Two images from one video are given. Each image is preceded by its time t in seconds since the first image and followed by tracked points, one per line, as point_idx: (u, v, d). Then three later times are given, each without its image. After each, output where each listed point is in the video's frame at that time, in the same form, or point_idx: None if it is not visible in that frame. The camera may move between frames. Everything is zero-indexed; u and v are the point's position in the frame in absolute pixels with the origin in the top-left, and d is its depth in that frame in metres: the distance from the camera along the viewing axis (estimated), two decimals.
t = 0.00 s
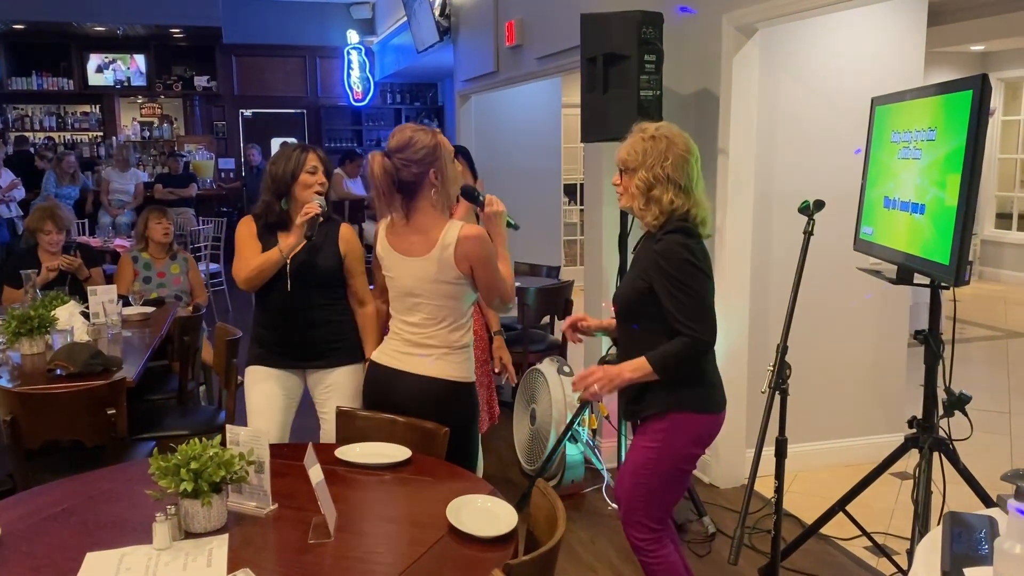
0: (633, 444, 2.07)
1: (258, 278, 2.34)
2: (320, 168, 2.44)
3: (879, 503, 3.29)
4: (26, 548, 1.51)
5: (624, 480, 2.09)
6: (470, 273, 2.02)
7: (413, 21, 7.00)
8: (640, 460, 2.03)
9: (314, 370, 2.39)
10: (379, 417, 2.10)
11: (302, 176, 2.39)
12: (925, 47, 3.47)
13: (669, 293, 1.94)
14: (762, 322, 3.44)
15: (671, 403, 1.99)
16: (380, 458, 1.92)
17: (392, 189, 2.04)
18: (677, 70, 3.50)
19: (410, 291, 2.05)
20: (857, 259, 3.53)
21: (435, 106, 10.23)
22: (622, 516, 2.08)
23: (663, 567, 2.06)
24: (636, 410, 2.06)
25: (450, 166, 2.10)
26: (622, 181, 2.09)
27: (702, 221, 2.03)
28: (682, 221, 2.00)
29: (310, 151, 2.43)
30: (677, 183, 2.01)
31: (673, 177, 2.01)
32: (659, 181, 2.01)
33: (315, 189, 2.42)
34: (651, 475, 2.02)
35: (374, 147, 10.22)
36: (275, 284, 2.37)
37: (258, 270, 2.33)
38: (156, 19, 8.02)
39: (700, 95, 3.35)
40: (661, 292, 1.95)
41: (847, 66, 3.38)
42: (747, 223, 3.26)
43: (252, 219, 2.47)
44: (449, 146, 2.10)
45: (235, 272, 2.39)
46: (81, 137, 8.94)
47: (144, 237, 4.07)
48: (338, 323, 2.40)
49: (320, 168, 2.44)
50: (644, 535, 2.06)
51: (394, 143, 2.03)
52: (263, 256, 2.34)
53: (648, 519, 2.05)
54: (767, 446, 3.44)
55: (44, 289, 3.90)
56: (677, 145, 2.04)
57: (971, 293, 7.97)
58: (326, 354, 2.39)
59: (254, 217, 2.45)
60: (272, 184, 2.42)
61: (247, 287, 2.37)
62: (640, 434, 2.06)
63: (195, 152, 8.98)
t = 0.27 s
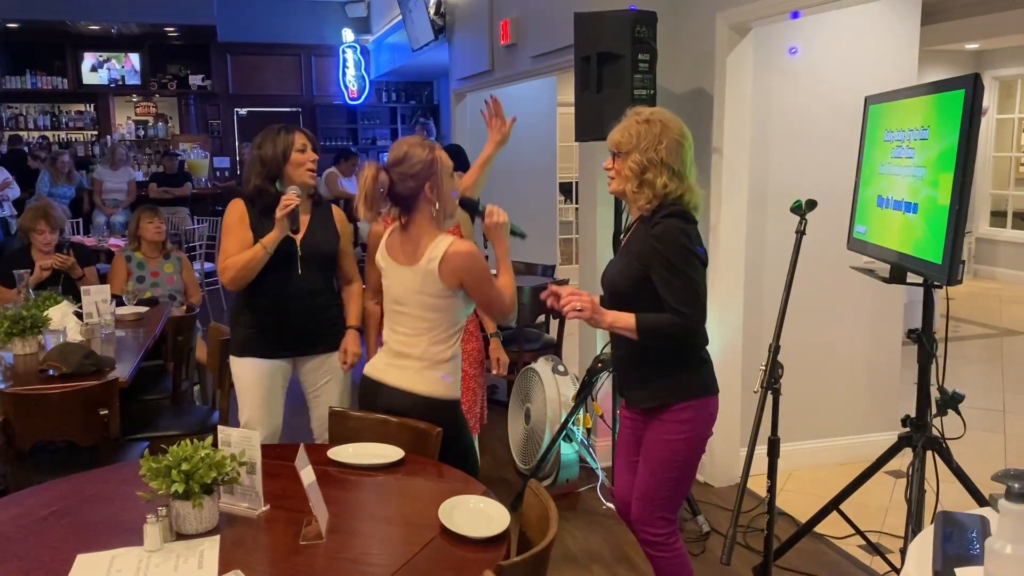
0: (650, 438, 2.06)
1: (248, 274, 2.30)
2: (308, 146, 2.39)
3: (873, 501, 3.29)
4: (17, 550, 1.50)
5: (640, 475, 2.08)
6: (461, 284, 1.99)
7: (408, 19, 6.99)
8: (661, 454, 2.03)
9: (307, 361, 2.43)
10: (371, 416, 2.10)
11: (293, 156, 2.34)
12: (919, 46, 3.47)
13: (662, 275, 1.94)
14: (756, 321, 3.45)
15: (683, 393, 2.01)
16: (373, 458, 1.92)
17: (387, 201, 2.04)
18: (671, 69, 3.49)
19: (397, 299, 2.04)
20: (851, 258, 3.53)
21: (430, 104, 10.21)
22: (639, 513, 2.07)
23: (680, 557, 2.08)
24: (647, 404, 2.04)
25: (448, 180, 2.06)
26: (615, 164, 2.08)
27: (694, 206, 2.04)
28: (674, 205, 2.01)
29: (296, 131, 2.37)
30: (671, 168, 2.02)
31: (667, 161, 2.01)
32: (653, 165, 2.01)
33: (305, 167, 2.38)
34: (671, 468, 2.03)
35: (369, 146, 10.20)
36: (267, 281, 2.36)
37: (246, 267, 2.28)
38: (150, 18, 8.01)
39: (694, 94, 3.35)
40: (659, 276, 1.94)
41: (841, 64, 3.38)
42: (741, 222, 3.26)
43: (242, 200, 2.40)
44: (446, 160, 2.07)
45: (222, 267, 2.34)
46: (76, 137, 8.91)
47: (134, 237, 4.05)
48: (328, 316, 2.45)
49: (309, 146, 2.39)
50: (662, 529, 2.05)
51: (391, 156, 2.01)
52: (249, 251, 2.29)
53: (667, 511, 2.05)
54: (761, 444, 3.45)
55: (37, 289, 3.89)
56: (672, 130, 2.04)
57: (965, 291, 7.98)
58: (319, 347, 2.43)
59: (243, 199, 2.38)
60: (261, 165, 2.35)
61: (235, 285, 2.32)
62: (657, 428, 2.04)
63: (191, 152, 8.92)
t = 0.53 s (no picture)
0: (636, 437, 2.05)
1: (241, 283, 2.27)
2: (289, 157, 2.40)
3: (869, 499, 3.29)
4: (11, 549, 1.49)
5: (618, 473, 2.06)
6: (452, 308, 2.00)
7: (405, 17, 6.98)
8: (644, 452, 2.02)
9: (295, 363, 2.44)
10: (366, 414, 2.09)
11: (274, 166, 2.35)
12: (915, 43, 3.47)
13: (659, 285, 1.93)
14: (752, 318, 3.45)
15: (672, 400, 2.01)
16: (368, 456, 1.91)
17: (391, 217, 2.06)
18: (668, 66, 3.49)
19: (392, 315, 2.06)
20: (847, 255, 3.53)
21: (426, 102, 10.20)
22: (608, 510, 2.03)
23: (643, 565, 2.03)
24: (637, 409, 2.05)
25: (445, 200, 2.09)
26: (604, 174, 2.09)
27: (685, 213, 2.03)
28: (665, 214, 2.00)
29: (277, 140, 2.37)
30: (660, 175, 2.01)
31: (655, 169, 2.01)
32: (641, 173, 2.01)
33: (285, 179, 2.39)
34: (653, 468, 2.02)
35: (366, 144, 10.17)
36: (263, 280, 2.36)
37: (239, 277, 2.26)
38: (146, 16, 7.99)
39: (690, 91, 3.35)
40: (654, 285, 1.94)
41: (837, 62, 3.38)
42: (738, 219, 3.26)
43: (222, 209, 2.36)
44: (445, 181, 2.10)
45: (214, 281, 2.30)
46: (71, 135, 8.89)
47: (123, 237, 4.05)
48: (312, 320, 2.47)
49: (288, 157, 2.40)
50: (629, 530, 2.02)
51: (397, 172, 2.02)
52: (240, 258, 2.28)
53: (638, 513, 2.02)
54: (757, 442, 3.45)
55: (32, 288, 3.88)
56: (659, 138, 2.03)
57: (961, 288, 8.00)
58: (305, 348, 2.45)
59: (223, 210, 2.35)
60: (241, 175, 2.34)
61: (230, 298, 2.30)
62: (645, 427, 2.04)
63: (187, 151, 8.76)
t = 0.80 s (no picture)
0: (624, 437, 2.05)
1: (218, 291, 2.27)
2: (267, 163, 2.40)
3: (866, 496, 3.30)
4: (10, 547, 1.49)
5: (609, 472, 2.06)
6: (448, 317, 2.01)
7: (401, 15, 6.98)
8: (629, 452, 2.02)
9: (290, 362, 2.44)
10: (364, 412, 2.09)
11: (254, 173, 2.35)
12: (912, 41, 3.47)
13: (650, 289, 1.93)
14: (749, 315, 3.45)
15: (653, 401, 2.00)
16: (367, 454, 1.91)
17: (391, 228, 2.04)
18: (666, 64, 3.49)
19: (388, 322, 2.07)
20: (844, 252, 3.54)
21: (423, 100, 10.19)
22: (599, 508, 2.05)
23: (636, 564, 2.04)
24: (623, 408, 2.04)
25: (447, 209, 2.08)
26: (600, 171, 2.09)
27: (678, 216, 2.03)
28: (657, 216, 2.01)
29: (257, 147, 2.38)
30: (655, 178, 2.01)
31: (651, 171, 2.01)
32: (637, 173, 2.01)
33: (264, 186, 2.39)
34: (638, 468, 2.01)
35: (362, 142, 10.07)
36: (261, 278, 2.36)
37: (217, 285, 2.26)
38: (143, 14, 7.98)
39: (688, 89, 3.35)
40: (644, 287, 1.94)
41: (834, 60, 3.39)
42: (735, 217, 3.26)
43: (197, 222, 2.36)
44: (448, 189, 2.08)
45: (191, 289, 2.30)
46: (67, 133, 8.87)
47: (117, 236, 4.03)
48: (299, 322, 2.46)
49: (268, 164, 2.41)
50: (618, 529, 2.03)
51: (398, 184, 2.01)
52: (218, 267, 2.27)
53: (626, 512, 2.03)
54: (755, 439, 3.45)
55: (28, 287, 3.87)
56: (658, 141, 2.04)
57: (958, 286, 8.01)
58: (294, 351, 2.44)
59: (200, 222, 2.36)
60: (220, 182, 2.33)
61: (209, 305, 2.30)
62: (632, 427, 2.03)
63: (183, 148, 8.78)
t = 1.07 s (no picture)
0: (614, 433, 2.05)
1: (200, 276, 2.28)
2: (261, 149, 2.38)
3: (863, 494, 3.31)
4: (8, 545, 1.49)
5: (603, 468, 2.07)
6: (435, 340, 2.04)
7: (399, 13, 6.97)
8: (621, 448, 2.02)
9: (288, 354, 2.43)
10: (362, 410, 2.09)
11: (246, 160, 2.33)
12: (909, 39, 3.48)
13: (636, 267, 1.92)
14: (746, 313, 3.46)
15: (645, 389, 2.00)
16: (364, 452, 1.91)
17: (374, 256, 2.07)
18: (663, 62, 3.50)
19: (377, 348, 2.10)
20: (841, 250, 3.54)
21: (420, 99, 10.18)
22: (600, 505, 2.07)
23: (642, 553, 2.07)
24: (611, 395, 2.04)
25: (434, 238, 2.09)
26: (592, 157, 2.06)
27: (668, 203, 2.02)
28: (649, 201, 2.00)
29: (251, 133, 2.36)
30: (647, 164, 2.00)
31: (644, 157, 2.00)
32: (629, 159, 1.99)
33: (257, 172, 2.37)
34: (632, 463, 2.02)
35: (360, 141, 10.10)
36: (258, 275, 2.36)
37: (196, 270, 2.26)
38: (140, 12, 7.97)
39: (685, 87, 3.35)
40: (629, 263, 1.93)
41: (831, 59, 3.39)
42: (732, 216, 3.26)
43: (189, 207, 2.38)
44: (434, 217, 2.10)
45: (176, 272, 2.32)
46: (64, 131, 8.86)
47: (115, 234, 4.02)
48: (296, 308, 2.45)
49: (262, 150, 2.39)
50: (621, 524, 2.05)
51: (380, 213, 2.03)
52: (200, 253, 2.28)
53: (627, 506, 2.05)
54: (752, 437, 3.46)
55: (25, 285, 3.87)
56: (650, 127, 2.03)
57: (955, 284, 8.02)
58: (286, 341, 2.43)
59: (191, 207, 2.37)
60: (212, 167, 2.33)
61: (189, 290, 2.31)
62: (621, 423, 2.04)
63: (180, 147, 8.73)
